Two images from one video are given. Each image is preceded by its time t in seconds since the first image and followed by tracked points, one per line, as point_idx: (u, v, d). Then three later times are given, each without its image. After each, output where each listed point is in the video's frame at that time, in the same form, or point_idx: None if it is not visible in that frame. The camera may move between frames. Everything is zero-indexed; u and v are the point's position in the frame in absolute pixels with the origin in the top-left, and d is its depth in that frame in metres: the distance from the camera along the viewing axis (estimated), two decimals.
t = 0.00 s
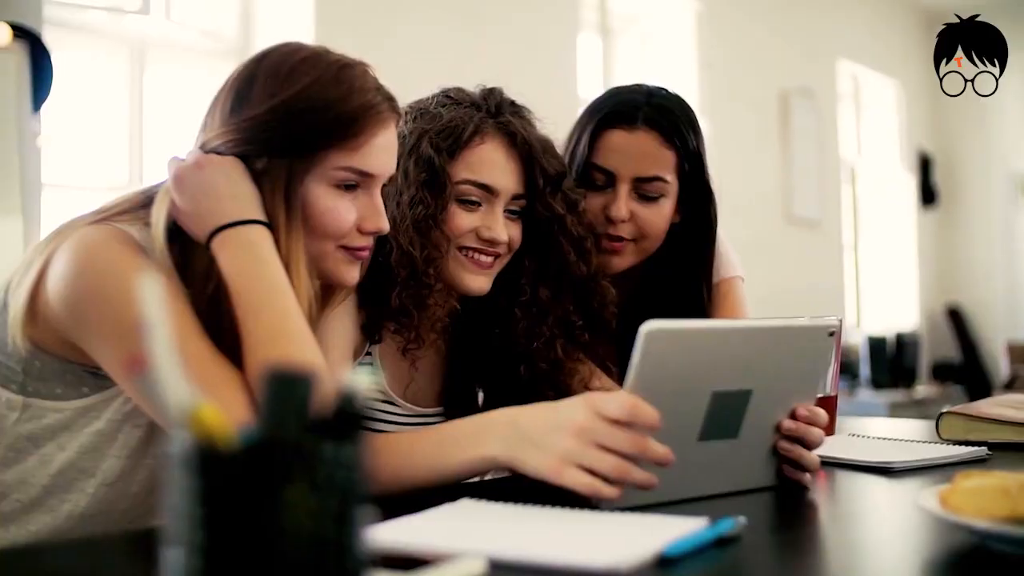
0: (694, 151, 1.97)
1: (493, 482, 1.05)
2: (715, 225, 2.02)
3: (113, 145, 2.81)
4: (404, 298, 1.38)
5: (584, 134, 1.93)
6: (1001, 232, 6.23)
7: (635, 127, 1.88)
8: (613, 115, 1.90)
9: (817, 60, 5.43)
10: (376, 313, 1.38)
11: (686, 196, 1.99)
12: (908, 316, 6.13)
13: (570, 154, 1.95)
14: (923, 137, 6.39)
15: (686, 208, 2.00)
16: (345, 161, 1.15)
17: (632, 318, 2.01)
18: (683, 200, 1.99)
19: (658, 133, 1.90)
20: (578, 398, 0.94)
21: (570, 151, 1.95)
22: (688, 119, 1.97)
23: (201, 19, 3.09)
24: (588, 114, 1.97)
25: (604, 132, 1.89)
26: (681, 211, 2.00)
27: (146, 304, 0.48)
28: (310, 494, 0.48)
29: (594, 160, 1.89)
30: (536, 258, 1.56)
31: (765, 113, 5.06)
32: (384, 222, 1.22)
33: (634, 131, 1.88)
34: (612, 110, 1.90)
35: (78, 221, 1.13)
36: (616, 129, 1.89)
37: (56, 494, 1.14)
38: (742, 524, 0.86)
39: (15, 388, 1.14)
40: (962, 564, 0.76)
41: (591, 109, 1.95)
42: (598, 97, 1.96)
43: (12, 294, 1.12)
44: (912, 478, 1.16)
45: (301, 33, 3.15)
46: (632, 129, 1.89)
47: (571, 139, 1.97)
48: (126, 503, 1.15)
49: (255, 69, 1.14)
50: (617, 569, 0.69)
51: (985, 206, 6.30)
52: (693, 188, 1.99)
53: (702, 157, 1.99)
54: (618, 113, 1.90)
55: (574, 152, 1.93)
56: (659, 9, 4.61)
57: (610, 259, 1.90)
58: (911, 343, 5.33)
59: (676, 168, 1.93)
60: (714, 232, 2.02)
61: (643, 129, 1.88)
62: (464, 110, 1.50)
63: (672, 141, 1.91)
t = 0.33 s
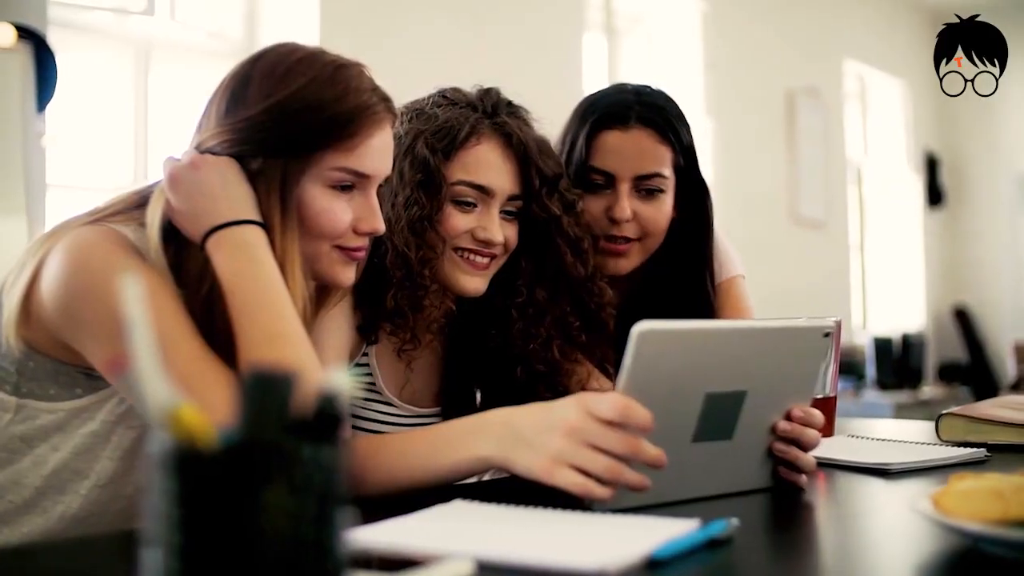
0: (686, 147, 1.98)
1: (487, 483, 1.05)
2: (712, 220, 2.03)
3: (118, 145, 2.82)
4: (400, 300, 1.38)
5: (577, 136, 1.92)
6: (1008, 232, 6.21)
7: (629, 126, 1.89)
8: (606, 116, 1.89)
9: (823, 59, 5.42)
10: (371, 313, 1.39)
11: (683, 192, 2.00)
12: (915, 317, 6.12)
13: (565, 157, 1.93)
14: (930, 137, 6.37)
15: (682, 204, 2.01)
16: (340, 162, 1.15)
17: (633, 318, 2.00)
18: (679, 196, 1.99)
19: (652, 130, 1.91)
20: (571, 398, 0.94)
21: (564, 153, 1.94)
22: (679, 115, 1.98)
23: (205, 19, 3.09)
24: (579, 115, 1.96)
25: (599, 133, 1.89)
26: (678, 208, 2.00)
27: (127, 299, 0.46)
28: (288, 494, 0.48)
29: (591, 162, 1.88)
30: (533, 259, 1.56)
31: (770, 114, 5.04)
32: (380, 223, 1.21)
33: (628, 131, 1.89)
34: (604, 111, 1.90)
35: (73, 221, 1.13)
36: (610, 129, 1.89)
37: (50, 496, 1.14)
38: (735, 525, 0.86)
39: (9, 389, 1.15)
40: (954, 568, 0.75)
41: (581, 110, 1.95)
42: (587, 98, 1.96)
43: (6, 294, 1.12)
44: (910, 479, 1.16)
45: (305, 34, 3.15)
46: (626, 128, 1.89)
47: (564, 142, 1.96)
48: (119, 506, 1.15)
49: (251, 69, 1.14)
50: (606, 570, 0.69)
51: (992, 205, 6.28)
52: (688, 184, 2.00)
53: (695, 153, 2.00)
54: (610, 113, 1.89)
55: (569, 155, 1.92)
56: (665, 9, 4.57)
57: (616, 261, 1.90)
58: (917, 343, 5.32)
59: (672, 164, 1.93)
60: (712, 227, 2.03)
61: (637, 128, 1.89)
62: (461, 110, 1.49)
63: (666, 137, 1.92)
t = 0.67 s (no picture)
0: (681, 144, 1.98)
1: (481, 485, 1.04)
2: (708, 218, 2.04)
3: (124, 145, 2.83)
4: (393, 300, 1.38)
5: (573, 137, 1.91)
6: (1017, 232, 6.19)
7: (625, 127, 1.88)
8: (602, 117, 1.89)
9: (830, 60, 5.40)
10: (366, 314, 1.37)
11: (679, 190, 2.00)
12: (923, 316, 6.12)
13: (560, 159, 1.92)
14: (938, 137, 6.34)
15: (678, 202, 2.01)
16: (335, 162, 1.14)
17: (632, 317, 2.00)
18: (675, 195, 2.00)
19: (648, 130, 1.90)
20: (563, 399, 0.94)
21: (560, 155, 1.93)
22: (673, 112, 1.98)
23: (211, 21, 3.10)
24: (573, 115, 1.95)
25: (595, 134, 1.88)
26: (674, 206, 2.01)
27: (102, 299, 0.44)
28: (263, 494, 0.48)
29: (589, 163, 1.88)
30: (528, 258, 1.56)
31: (777, 114, 5.03)
32: (375, 223, 1.19)
33: (624, 131, 1.88)
34: (599, 112, 1.89)
35: (66, 223, 1.13)
36: (606, 130, 1.88)
37: (45, 496, 1.14)
38: (726, 528, 0.85)
39: (3, 389, 1.14)
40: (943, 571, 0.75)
41: (576, 111, 1.94)
42: (581, 99, 1.95)
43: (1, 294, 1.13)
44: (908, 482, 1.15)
45: (310, 35, 3.15)
46: (622, 129, 1.88)
47: (559, 143, 1.96)
48: (108, 507, 1.14)
49: (245, 69, 1.12)
50: (590, 571, 0.69)
51: (1001, 205, 6.26)
52: (682, 181, 2.00)
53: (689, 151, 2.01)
54: (605, 113, 1.89)
55: (565, 156, 1.91)
56: (670, 9, 4.58)
57: (616, 261, 1.90)
58: (925, 344, 5.31)
59: (668, 163, 1.93)
60: (708, 224, 2.04)
61: (633, 128, 1.89)
62: (453, 110, 1.49)
63: (661, 136, 1.92)
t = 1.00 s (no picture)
0: (677, 139, 2.00)
1: (475, 485, 1.04)
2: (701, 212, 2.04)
3: (133, 145, 2.84)
4: (389, 300, 1.38)
5: (570, 132, 1.93)
6: None
7: (622, 121, 1.91)
8: (599, 112, 1.91)
9: (840, 60, 5.37)
10: (362, 314, 1.38)
11: (674, 184, 2.01)
12: (933, 317, 6.10)
13: (559, 154, 1.95)
14: (949, 137, 6.30)
15: (673, 194, 2.02)
16: (330, 162, 1.10)
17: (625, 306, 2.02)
18: (671, 189, 2.01)
19: (644, 124, 1.92)
20: (555, 400, 0.93)
21: (558, 149, 1.95)
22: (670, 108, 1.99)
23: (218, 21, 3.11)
24: (571, 110, 1.97)
25: (592, 129, 1.91)
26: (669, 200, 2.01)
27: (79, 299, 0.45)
28: (234, 496, 0.48)
29: (586, 157, 1.90)
30: (524, 256, 1.55)
31: (786, 114, 5.02)
32: (372, 225, 1.16)
33: (622, 125, 1.90)
34: (597, 107, 1.91)
35: (63, 224, 1.13)
36: (604, 125, 1.91)
37: (41, 496, 1.14)
38: (717, 529, 0.84)
39: None
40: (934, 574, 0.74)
41: (573, 106, 1.96)
42: (578, 94, 1.98)
43: None
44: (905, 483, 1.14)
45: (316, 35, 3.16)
46: (620, 123, 1.91)
47: (557, 138, 1.98)
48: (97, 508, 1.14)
49: (241, 70, 1.10)
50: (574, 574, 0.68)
51: (1014, 205, 6.21)
52: (677, 175, 2.01)
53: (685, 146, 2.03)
54: (603, 108, 1.91)
55: (563, 150, 1.93)
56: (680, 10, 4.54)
57: (614, 253, 1.92)
58: (935, 344, 5.28)
59: (665, 156, 1.95)
60: (700, 218, 2.04)
61: (630, 122, 1.91)
62: (444, 108, 1.48)
63: (658, 130, 1.94)
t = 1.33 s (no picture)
0: (675, 137, 2.01)
1: (466, 487, 1.04)
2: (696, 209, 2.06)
3: (141, 146, 2.85)
4: (382, 300, 1.39)
5: (569, 127, 1.95)
6: None
7: (621, 117, 1.92)
8: (599, 107, 1.92)
9: (850, 59, 5.35)
10: (357, 315, 1.38)
11: (670, 181, 2.02)
12: (944, 318, 6.07)
13: (557, 147, 1.96)
14: (959, 137, 6.28)
15: (668, 192, 2.03)
16: (324, 163, 1.09)
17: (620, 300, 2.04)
18: (667, 186, 2.02)
19: (643, 121, 1.93)
20: (545, 401, 0.93)
21: (556, 144, 1.96)
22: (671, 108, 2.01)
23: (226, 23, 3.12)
24: (570, 105, 1.98)
25: (591, 124, 1.92)
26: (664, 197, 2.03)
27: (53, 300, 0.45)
28: (204, 501, 0.47)
29: (584, 152, 1.92)
30: (519, 255, 1.54)
31: (796, 116, 4.99)
32: (366, 227, 1.14)
33: (620, 122, 1.91)
34: (596, 102, 1.92)
35: (56, 224, 1.13)
36: (603, 120, 1.92)
37: (33, 497, 1.14)
38: (705, 533, 0.84)
39: None
40: None
41: (572, 101, 1.97)
42: (577, 90, 1.98)
43: None
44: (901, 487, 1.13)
45: (324, 35, 3.16)
46: (619, 119, 1.92)
47: (555, 133, 1.99)
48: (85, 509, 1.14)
49: (232, 73, 1.09)
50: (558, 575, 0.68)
51: None
52: (674, 174, 2.02)
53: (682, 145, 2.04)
54: (602, 104, 1.92)
55: (562, 144, 1.95)
56: (689, 9, 4.57)
57: (609, 248, 1.93)
58: (945, 346, 5.25)
59: (662, 154, 1.96)
60: (695, 215, 2.05)
61: (629, 119, 1.92)
62: (437, 108, 1.48)
63: (656, 128, 1.95)
